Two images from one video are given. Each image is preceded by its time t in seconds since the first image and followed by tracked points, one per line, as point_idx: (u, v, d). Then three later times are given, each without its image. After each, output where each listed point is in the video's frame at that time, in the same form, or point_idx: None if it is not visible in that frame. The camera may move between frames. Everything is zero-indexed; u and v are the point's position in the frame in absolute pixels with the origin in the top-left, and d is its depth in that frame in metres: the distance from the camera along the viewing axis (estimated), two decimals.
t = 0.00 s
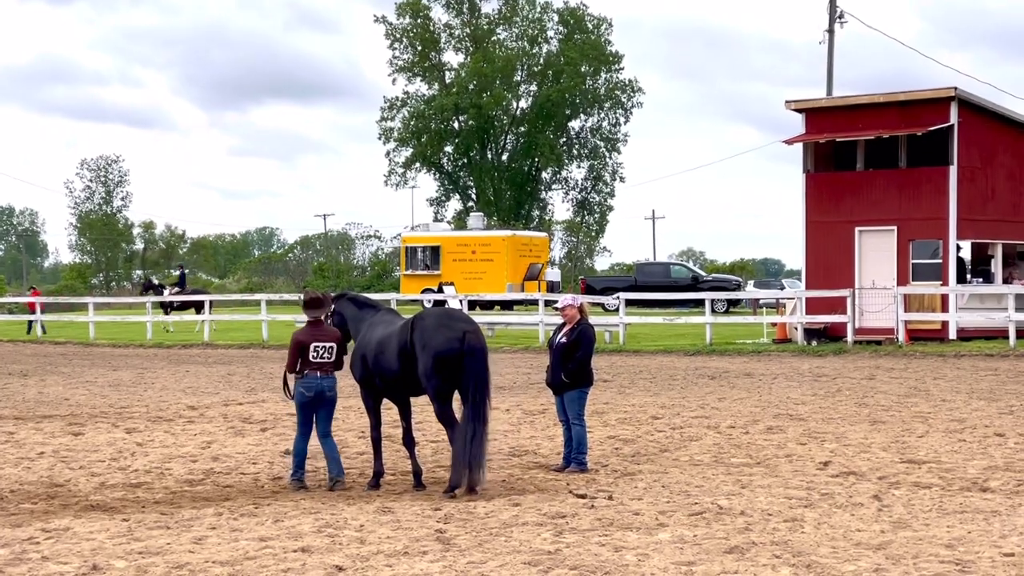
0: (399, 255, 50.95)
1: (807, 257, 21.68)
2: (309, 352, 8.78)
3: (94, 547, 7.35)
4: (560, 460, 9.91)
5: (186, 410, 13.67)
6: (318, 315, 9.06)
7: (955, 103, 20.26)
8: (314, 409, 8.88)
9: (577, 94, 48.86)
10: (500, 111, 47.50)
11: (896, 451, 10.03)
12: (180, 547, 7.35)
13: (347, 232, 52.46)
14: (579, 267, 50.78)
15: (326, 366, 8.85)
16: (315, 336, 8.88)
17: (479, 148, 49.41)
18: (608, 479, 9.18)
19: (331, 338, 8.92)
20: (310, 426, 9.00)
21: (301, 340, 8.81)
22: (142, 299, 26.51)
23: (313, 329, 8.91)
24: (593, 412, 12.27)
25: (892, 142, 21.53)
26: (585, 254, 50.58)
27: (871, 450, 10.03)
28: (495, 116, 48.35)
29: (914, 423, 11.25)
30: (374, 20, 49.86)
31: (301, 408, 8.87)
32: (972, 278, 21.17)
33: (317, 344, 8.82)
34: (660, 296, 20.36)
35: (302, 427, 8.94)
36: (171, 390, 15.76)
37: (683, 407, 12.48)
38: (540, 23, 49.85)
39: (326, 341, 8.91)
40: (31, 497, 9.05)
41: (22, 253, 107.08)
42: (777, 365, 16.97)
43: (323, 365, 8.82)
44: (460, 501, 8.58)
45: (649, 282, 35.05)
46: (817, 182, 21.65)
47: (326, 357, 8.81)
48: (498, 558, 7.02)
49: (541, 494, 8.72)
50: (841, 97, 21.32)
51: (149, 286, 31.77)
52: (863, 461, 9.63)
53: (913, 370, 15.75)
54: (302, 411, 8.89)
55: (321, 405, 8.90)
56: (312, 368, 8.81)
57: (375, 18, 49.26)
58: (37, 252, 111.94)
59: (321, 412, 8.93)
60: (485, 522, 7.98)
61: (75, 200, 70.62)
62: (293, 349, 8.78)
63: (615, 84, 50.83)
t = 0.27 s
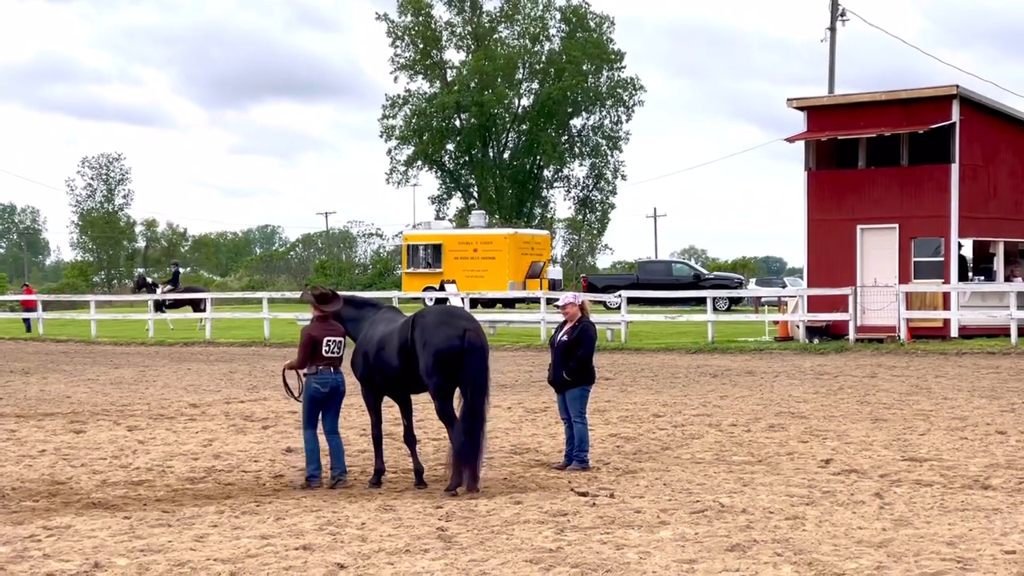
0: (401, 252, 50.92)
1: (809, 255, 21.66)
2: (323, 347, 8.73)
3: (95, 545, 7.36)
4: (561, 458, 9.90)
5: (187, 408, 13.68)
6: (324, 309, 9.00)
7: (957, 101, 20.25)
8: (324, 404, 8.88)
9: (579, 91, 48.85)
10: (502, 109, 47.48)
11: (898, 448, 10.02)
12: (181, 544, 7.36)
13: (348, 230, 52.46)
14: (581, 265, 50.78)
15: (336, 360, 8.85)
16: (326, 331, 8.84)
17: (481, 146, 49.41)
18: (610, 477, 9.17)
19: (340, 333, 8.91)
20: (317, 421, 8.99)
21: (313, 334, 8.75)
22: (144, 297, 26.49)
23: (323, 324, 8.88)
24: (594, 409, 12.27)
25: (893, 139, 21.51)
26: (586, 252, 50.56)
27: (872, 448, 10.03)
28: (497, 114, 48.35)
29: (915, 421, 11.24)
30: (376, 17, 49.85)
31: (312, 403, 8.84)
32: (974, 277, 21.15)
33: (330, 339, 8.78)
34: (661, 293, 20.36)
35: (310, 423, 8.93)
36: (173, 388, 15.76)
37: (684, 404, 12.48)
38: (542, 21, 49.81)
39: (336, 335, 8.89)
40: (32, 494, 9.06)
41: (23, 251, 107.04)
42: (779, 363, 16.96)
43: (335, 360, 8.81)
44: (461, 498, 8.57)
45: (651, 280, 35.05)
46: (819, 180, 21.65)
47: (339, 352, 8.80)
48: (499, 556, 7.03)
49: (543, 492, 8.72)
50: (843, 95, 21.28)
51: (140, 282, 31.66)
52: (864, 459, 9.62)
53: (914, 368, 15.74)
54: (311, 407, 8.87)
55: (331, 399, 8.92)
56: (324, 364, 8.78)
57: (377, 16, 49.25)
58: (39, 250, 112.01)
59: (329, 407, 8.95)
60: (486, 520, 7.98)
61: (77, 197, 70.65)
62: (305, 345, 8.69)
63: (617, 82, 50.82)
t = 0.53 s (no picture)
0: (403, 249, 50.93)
1: (812, 252, 21.66)
2: (322, 343, 8.85)
3: (98, 542, 7.37)
4: (564, 455, 9.90)
5: (190, 405, 13.70)
6: (321, 306, 9.10)
7: (960, 99, 20.23)
8: (324, 400, 8.96)
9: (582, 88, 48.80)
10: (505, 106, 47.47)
11: (901, 445, 10.02)
12: (185, 541, 7.37)
13: (351, 227, 52.44)
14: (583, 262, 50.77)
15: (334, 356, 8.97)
16: (324, 327, 8.95)
17: (483, 143, 49.39)
18: (612, 474, 9.18)
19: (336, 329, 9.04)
20: (319, 418, 9.05)
21: (312, 330, 8.85)
22: (146, 294, 26.49)
23: (320, 320, 8.98)
24: (597, 406, 12.27)
25: (896, 136, 21.50)
26: (589, 249, 50.55)
27: (875, 445, 10.03)
28: (500, 111, 48.33)
29: (918, 418, 11.24)
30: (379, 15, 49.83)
31: (312, 399, 8.92)
32: (976, 274, 21.14)
33: (329, 336, 8.90)
34: (664, 291, 20.35)
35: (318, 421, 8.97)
36: (176, 385, 15.78)
37: (687, 402, 12.48)
38: (545, 18, 49.75)
39: (333, 331, 9.01)
40: (35, 491, 9.07)
41: (25, 248, 107.08)
42: (782, 360, 16.95)
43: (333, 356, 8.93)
44: (464, 495, 8.58)
45: (654, 278, 35.04)
46: (822, 177, 21.64)
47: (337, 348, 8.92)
48: (502, 553, 7.03)
49: (545, 489, 8.73)
50: (846, 92, 21.27)
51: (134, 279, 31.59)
52: (867, 456, 9.62)
53: (917, 365, 15.73)
54: (311, 403, 8.95)
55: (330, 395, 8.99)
56: (322, 360, 8.88)
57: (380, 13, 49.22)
58: (42, 247, 112.05)
59: (329, 403, 9.03)
60: (489, 517, 7.99)
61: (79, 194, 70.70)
62: (304, 342, 8.81)
63: (620, 79, 50.79)
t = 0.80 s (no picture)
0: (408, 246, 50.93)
1: (817, 248, 21.64)
2: (313, 341, 8.79)
3: (104, 537, 7.39)
4: (569, 452, 9.91)
5: (195, 401, 13.72)
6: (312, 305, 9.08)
7: (965, 95, 20.18)
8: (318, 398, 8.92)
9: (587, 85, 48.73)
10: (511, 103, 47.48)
11: (906, 442, 10.01)
12: (190, 537, 7.38)
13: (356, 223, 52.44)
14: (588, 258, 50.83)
15: (326, 355, 8.90)
16: (314, 326, 8.89)
17: (488, 139, 49.35)
18: (618, 470, 9.18)
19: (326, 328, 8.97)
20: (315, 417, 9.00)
21: (302, 329, 8.80)
22: (152, 290, 26.50)
23: (310, 319, 8.94)
24: (602, 402, 12.27)
25: (901, 133, 21.46)
26: (594, 246, 50.52)
27: (880, 442, 10.02)
28: (505, 107, 48.31)
29: (924, 415, 11.23)
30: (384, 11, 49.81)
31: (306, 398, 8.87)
32: (981, 270, 21.10)
33: (321, 334, 8.84)
34: (669, 287, 20.33)
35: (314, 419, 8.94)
36: (181, 381, 15.80)
37: (692, 398, 12.48)
38: (550, 14, 49.73)
39: (324, 330, 8.95)
40: (41, 487, 9.09)
41: (31, 244, 107.17)
42: (787, 356, 16.93)
43: (325, 354, 8.86)
44: (469, 491, 8.58)
45: (659, 274, 35.02)
46: (827, 173, 21.61)
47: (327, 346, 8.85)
48: (507, 549, 7.04)
49: (550, 485, 8.72)
50: (851, 88, 21.22)
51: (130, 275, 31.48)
52: (872, 452, 9.62)
53: (922, 361, 15.71)
54: (306, 402, 8.91)
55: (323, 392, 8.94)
56: (314, 358, 8.81)
57: (385, 9, 49.21)
58: (47, 244, 112.14)
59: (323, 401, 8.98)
60: (494, 513, 7.99)
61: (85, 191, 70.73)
62: (295, 341, 8.74)
63: (625, 75, 50.74)
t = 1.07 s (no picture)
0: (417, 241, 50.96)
1: (825, 244, 21.61)
2: (297, 340, 8.78)
3: (112, 533, 7.41)
4: (577, 448, 9.91)
5: (203, 397, 13.75)
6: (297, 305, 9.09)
7: (974, 90, 20.13)
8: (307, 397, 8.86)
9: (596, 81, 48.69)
10: (519, 99, 47.46)
11: (914, 438, 10.00)
12: (198, 533, 7.40)
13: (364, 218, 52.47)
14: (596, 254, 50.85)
15: (312, 353, 8.89)
16: (299, 326, 8.88)
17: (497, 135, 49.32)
18: (626, 466, 9.18)
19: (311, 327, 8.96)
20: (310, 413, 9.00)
21: (286, 329, 8.77)
22: (160, 286, 26.53)
23: (295, 319, 8.92)
24: (610, 398, 12.28)
25: (910, 128, 21.41)
26: (602, 241, 50.51)
27: (889, 438, 10.01)
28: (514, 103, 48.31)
29: (932, 410, 11.22)
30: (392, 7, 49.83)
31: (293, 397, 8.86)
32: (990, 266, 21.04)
33: (305, 333, 8.83)
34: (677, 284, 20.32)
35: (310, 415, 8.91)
36: (189, 377, 15.83)
37: (700, 394, 12.48)
38: (558, 10, 49.71)
39: (309, 329, 8.94)
40: (49, 483, 9.12)
41: (40, 239, 107.48)
42: (795, 352, 16.91)
43: (311, 353, 8.85)
44: (477, 488, 8.59)
45: (667, 270, 35.00)
46: (836, 169, 21.57)
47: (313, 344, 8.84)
48: (516, 545, 7.05)
49: (559, 481, 8.73)
50: (859, 84, 21.19)
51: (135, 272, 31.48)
52: (880, 448, 9.61)
53: (931, 357, 15.68)
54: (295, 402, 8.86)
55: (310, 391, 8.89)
56: (300, 358, 8.82)
57: (394, 5, 49.23)
58: (55, 239, 112.43)
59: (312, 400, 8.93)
60: (502, 509, 8.00)
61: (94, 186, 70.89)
62: (280, 340, 8.72)
63: (634, 71, 50.64)
